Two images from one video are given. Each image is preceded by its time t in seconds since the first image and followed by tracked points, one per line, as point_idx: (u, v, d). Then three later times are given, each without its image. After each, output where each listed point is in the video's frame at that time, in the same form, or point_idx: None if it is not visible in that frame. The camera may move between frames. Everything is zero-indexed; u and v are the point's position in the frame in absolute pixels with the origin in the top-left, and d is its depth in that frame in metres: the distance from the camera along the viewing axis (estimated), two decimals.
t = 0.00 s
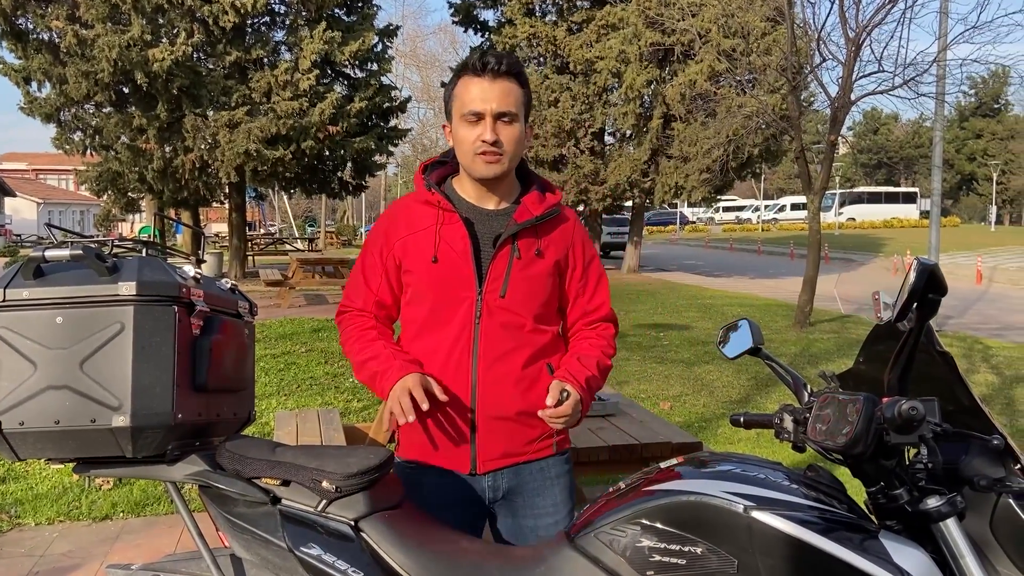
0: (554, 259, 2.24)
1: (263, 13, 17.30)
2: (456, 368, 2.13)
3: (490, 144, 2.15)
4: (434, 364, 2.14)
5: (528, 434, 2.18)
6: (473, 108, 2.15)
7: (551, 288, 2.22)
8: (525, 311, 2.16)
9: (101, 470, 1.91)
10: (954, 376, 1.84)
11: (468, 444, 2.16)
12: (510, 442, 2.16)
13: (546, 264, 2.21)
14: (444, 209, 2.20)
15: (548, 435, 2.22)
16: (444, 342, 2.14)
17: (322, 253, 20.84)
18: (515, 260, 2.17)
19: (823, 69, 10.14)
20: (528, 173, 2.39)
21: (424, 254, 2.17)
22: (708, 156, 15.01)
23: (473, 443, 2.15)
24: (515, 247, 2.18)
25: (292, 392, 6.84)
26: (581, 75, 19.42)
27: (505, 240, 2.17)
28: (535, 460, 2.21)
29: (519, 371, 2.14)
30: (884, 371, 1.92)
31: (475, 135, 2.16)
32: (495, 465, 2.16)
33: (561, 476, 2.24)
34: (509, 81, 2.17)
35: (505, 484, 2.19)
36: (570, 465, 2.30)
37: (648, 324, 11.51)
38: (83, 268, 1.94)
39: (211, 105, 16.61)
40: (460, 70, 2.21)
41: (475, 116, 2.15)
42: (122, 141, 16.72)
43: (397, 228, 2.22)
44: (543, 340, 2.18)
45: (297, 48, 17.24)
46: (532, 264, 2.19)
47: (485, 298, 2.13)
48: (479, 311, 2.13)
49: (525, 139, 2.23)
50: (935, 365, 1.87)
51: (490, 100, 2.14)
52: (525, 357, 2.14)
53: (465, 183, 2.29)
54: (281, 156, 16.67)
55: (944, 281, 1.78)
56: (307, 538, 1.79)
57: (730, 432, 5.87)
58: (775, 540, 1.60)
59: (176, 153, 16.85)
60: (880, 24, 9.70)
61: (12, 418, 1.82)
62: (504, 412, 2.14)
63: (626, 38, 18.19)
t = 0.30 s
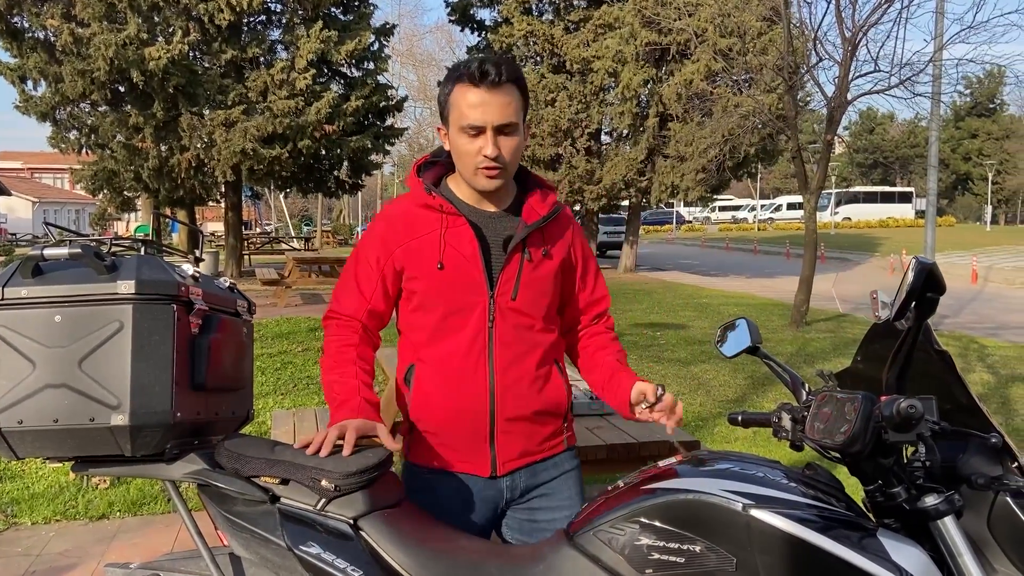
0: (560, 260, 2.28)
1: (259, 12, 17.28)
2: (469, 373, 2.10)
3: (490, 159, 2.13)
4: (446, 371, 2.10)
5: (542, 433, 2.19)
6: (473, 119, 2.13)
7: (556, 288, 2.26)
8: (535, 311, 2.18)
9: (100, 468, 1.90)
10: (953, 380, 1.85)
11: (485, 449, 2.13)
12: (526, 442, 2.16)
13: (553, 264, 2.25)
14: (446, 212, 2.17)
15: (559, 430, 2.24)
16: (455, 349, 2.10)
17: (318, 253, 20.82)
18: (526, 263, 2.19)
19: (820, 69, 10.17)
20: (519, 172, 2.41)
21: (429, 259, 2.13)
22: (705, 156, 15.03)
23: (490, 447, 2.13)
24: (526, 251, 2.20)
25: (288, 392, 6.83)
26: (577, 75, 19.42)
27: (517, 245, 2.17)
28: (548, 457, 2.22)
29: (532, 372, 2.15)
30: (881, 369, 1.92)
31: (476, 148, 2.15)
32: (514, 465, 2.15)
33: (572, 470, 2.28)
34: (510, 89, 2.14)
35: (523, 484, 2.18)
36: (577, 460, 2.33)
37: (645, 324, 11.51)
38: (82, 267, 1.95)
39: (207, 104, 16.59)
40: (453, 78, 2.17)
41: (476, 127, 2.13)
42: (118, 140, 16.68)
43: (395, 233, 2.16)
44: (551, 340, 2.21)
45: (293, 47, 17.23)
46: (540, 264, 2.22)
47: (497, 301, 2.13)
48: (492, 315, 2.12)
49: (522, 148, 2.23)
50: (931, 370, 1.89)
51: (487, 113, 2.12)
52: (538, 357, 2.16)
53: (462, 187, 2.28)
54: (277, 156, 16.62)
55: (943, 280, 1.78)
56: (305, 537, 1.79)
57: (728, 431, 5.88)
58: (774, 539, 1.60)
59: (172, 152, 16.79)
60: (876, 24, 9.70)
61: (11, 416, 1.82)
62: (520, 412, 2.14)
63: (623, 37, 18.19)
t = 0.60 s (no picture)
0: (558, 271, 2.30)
1: (241, 6, 17.16)
2: (475, 391, 2.05)
3: (515, 155, 2.06)
4: (455, 382, 2.02)
5: (526, 446, 2.22)
6: (500, 108, 2.05)
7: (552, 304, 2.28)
8: (531, 326, 2.19)
9: (34, 501, 1.92)
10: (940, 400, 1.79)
11: (482, 468, 2.09)
12: (515, 458, 2.17)
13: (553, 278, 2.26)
14: (461, 215, 2.09)
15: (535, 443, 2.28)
16: (467, 365, 2.03)
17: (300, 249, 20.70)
18: (532, 279, 2.17)
19: (801, 68, 10.25)
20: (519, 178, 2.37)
21: (441, 267, 2.04)
22: (687, 154, 15.09)
23: (486, 465, 2.10)
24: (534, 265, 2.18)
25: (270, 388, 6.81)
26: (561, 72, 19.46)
27: (530, 259, 2.15)
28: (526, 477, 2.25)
29: (529, 388, 2.16)
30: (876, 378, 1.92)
31: (501, 139, 2.06)
32: (505, 486, 2.14)
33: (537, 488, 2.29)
34: (546, 84, 2.07)
35: (509, 502, 2.19)
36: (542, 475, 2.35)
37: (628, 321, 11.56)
38: None
39: (188, 98, 16.46)
40: (487, 59, 2.08)
41: (503, 116, 2.05)
42: (97, 134, 16.51)
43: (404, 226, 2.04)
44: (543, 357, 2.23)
45: (275, 42, 17.12)
46: (542, 279, 2.22)
47: (505, 317, 2.11)
48: (500, 330, 2.09)
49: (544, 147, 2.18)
50: (925, 387, 1.80)
51: (523, 104, 2.04)
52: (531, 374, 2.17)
53: (472, 180, 2.17)
54: (259, 151, 16.51)
55: (922, 333, 1.74)
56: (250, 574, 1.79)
57: (710, 429, 5.91)
58: None
59: (152, 147, 16.63)
60: (857, 24, 9.80)
61: None
62: (515, 428, 2.14)
63: (606, 35, 18.23)
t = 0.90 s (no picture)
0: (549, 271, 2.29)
1: (238, 6, 17.14)
2: (466, 393, 2.04)
3: (501, 146, 2.05)
4: (445, 384, 2.02)
5: (521, 446, 2.21)
6: (480, 101, 2.05)
7: (544, 304, 2.27)
8: (523, 326, 2.18)
9: (32, 499, 1.89)
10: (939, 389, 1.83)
11: (476, 468, 2.09)
12: (510, 458, 2.16)
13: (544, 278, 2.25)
14: (449, 217, 2.08)
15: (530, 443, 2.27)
16: (456, 366, 2.02)
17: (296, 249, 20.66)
18: (523, 280, 2.16)
19: (797, 68, 10.26)
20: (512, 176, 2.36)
21: (429, 269, 2.03)
22: (685, 154, 15.09)
23: (480, 464, 2.09)
24: (524, 265, 2.17)
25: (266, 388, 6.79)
26: (558, 71, 19.47)
27: (519, 261, 2.14)
28: (523, 474, 2.24)
29: (521, 388, 2.15)
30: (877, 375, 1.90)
31: (483, 132, 2.05)
32: (500, 485, 2.14)
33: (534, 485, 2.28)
34: (522, 75, 2.08)
35: (505, 501, 2.18)
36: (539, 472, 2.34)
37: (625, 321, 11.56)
38: None
39: (184, 97, 16.42)
40: (466, 53, 2.11)
41: (483, 109, 2.05)
42: (93, 134, 16.45)
43: (390, 228, 2.03)
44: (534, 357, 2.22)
45: (272, 41, 17.09)
46: (533, 280, 2.21)
47: (495, 318, 2.09)
48: (491, 330, 2.08)
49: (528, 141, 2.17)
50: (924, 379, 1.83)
51: (501, 94, 2.05)
52: (523, 374, 2.16)
53: (458, 181, 2.16)
54: (255, 151, 16.48)
55: (944, 313, 1.73)
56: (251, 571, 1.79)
57: (706, 429, 5.91)
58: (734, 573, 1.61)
59: (148, 146, 16.59)
60: (853, 24, 9.81)
61: None
62: (509, 427, 2.13)
63: (603, 35, 18.23)
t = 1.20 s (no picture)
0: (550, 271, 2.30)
1: (234, 5, 17.13)
2: (468, 389, 2.05)
3: (506, 151, 2.07)
4: (446, 381, 2.04)
5: (526, 441, 2.21)
6: (483, 110, 2.06)
7: (544, 303, 2.28)
8: (524, 323, 2.19)
9: (48, 479, 1.90)
10: (916, 386, 1.89)
11: (481, 460, 2.10)
12: (515, 452, 2.17)
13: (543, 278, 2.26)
14: (447, 220, 2.09)
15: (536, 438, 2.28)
16: (454, 363, 2.05)
17: (293, 249, 20.63)
18: (522, 278, 2.18)
19: (792, 69, 10.30)
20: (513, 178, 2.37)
21: (428, 271, 2.06)
22: (681, 154, 15.12)
23: (486, 458, 2.11)
24: (523, 265, 2.18)
25: (262, 389, 6.79)
26: (554, 71, 19.49)
27: (518, 262, 2.15)
28: (529, 466, 2.26)
29: (523, 383, 2.16)
30: (847, 371, 1.95)
31: (489, 138, 2.07)
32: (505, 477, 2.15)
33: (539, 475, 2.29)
34: (520, 83, 2.10)
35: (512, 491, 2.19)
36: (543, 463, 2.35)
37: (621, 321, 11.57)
38: (25, 272, 1.92)
39: (180, 97, 16.40)
40: (461, 61, 2.11)
41: (486, 118, 2.06)
42: (89, 133, 16.42)
43: (387, 235, 2.07)
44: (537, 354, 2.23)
45: (268, 41, 17.08)
46: (533, 279, 2.22)
47: (494, 315, 2.11)
48: (490, 327, 2.10)
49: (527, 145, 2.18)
50: (894, 370, 1.92)
51: (503, 101, 2.06)
52: (526, 370, 2.17)
53: (456, 185, 2.19)
54: (252, 151, 16.46)
55: (917, 290, 1.86)
56: (261, 549, 1.80)
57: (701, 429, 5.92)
58: (733, 550, 1.62)
59: (145, 146, 16.58)
60: (848, 25, 9.84)
61: None
62: (513, 423, 2.14)
63: (600, 35, 18.25)
